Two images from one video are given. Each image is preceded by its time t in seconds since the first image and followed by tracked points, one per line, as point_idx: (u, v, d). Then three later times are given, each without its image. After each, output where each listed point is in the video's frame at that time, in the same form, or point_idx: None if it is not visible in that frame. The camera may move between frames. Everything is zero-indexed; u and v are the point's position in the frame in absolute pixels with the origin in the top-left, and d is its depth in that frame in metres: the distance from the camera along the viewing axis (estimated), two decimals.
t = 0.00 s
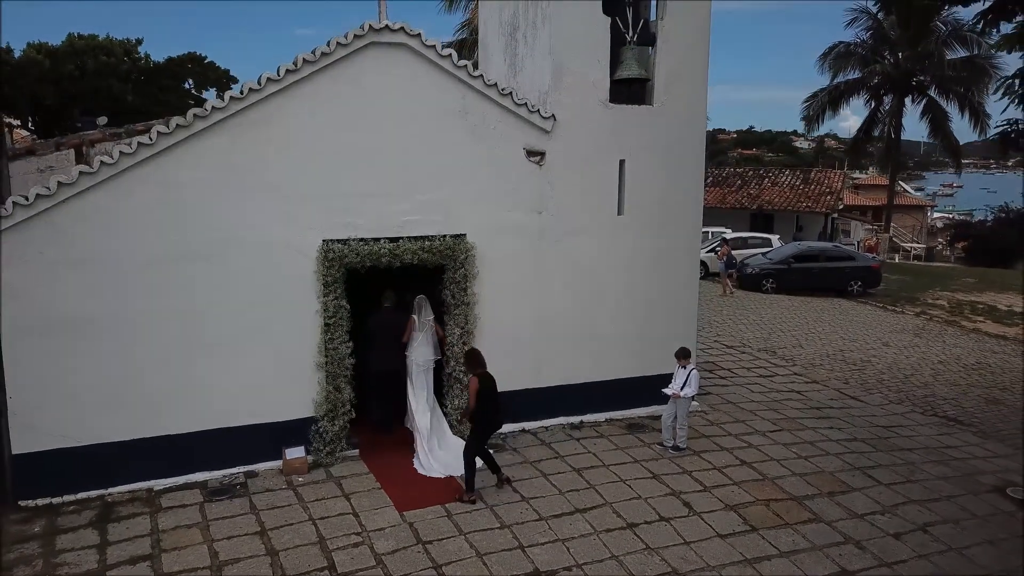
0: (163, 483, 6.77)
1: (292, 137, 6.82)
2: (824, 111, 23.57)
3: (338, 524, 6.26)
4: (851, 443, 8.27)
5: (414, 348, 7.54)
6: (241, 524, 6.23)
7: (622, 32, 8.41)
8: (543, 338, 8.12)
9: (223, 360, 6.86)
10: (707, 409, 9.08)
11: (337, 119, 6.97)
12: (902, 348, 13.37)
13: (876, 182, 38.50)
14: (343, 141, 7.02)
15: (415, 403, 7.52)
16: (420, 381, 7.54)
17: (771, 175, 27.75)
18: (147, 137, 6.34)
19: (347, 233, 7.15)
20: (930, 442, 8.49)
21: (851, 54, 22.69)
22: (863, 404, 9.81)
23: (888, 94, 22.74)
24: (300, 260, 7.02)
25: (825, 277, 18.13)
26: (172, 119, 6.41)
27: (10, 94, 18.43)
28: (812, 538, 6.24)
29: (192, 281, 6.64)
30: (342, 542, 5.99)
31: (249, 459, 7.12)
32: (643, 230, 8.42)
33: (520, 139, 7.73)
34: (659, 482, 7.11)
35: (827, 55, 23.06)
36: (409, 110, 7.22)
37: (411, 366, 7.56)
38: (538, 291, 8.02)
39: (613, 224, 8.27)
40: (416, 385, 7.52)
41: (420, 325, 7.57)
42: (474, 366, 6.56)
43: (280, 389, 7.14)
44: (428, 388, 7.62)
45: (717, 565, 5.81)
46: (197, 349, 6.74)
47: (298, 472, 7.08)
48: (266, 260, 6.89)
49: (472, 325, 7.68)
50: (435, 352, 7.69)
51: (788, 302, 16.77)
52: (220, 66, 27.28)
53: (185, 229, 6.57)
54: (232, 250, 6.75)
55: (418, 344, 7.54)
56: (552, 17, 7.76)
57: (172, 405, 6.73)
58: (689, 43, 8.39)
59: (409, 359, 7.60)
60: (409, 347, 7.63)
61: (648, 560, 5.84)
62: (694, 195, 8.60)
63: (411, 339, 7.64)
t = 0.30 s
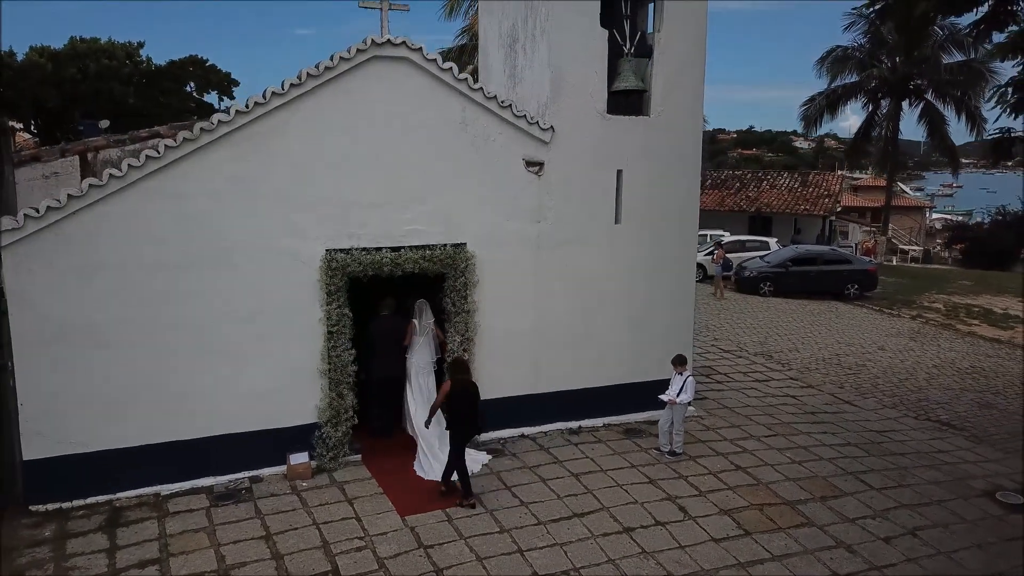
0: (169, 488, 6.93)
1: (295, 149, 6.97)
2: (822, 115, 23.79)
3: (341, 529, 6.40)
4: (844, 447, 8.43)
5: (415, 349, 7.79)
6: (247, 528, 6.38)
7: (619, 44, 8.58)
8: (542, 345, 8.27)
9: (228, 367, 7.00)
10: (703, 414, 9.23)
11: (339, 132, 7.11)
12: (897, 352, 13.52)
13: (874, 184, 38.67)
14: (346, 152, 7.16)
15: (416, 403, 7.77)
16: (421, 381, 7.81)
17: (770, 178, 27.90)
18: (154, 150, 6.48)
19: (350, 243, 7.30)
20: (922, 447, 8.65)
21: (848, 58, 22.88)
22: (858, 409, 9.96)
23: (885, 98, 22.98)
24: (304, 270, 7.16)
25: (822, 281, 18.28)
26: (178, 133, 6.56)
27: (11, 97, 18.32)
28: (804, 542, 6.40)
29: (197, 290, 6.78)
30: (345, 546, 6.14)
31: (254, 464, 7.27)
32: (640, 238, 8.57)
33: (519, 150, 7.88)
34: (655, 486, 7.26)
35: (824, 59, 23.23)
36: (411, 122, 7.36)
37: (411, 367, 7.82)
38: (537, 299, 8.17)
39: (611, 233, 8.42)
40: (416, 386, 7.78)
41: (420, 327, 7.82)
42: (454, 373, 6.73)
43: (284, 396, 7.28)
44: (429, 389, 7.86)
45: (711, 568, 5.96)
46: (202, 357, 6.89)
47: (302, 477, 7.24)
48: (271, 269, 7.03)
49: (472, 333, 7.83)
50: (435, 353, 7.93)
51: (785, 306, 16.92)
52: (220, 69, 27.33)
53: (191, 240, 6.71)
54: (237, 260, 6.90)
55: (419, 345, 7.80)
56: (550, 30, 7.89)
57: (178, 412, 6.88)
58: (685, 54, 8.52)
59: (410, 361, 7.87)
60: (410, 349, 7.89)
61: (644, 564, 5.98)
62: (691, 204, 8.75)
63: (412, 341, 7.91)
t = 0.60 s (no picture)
0: (176, 494, 7.08)
1: (298, 163, 7.12)
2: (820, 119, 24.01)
3: (344, 536, 6.55)
4: (837, 454, 8.58)
5: (415, 358, 8.08)
6: (252, 535, 6.53)
7: (616, 58, 8.82)
8: (541, 353, 8.42)
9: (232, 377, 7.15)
10: (700, 421, 9.38)
11: (341, 146, 7.26)
12: (892, 356, 13.67)
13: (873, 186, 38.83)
14: (348, 166, 7.31)
15: (416, 410, 8.06)
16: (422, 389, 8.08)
17: (768, 181, 28.06)
18: (161, 165, 6.63)
19: (352, 255, 7.46)
20: (914, 453, 8.79)
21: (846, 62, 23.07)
22: (852, 415, 10.11)
23: (883, 102, 23.22)
24: (307, 281, 7.31)
25: (818, 285, 18.44)
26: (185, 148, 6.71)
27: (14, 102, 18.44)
28: (796, 548, 6.55)
29: (202, 302, 6.93)
30: (348, 552, 6.29)
31: (258, 472, 7.42)
32: (637, 248, 8.72)
33: (518, 162, 8.03)
34: (651, 493, 7.41)
35: (823, 64, 23.33)
36: (412, 136, 7.51)
37: (411, 376, 8.10)
38: (535, 308, 8.32)
39: (608, 243, 8.57)
40: (416, 393, 8.06)
41: (420, 336, 8.10)
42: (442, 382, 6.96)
43: (288, 405, 7.44)
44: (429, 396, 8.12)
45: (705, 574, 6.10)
46: (207, 367, 7.03)
47: (305, 484, 7.38)
48: (274, 281, 7.18)
49: (471, 342, 7.98)
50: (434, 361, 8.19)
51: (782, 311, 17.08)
52: (221, 73, 27.40)
53: (197, 252, 6.85)
54: (241, 272, 7.04)
55: (418, 353, 8.09)
56: (549, 45, 8.03)
57: (185, 421, 7.03)
58: (682, 67, 8.66)
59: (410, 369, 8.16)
60: (410, 358, 8.17)
61: (640, 570, 6.13)
62: (687, 214, 8.89)
63: (412, 350, 8.18)
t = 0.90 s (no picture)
0: (182, 498, 7.24)
1: (302, 173, 7.27)
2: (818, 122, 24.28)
3: (347, 538, 6.71)
4: (831, 457, 8.74)
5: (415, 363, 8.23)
6: (258, 538, 6.69)
7: (613, 69, 8.86)
8: (540, 359, 8.58)
9: (237, 383, 7.31)
10: (696, 425, 9.54)
11: (344, 157, 7.41)
12: (888, 360, 13.83)
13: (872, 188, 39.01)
14: (351, 177, 7.47)
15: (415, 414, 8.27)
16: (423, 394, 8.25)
17: (766, 183, 28.23)
18: (168, 177, 6.79)
19: (355, 263, 7.62)
20: (907, 456, 8.94)
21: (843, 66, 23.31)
22: (846, 419, 10.27)
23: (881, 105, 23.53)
24: (310, 289, 7.47)
25: (815, 288, 18.62)
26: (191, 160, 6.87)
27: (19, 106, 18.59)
28: (788, 551, 6.70)
29: (208, 310, 7.09)
30: (351, 555, 6.45)
31: (263, 476, 7.58)
32: (635, 256, 8.88)
33: (517, 171, 8.19)
34: (648, 496, 7.57)
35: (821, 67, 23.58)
36: (413, 147, 7.67)
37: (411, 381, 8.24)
38: (534, 314, 8.48)
39: (606, 250, 8.73)
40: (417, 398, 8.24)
41: (420, 342, 8.28)
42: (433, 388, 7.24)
43: (292, 410, 7.60)
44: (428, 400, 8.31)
45: None
46: (213, 373, 7.19)
47: (309, 488, 7.54)
48: (278, 289, 7.34)
49: (472, 348, 8.13)
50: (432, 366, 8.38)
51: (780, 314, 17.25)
52: (223, 76, 27.54)
53: (202, 261, 7.01)
54: (246, 280, 7.20)
55: (420, 358, 8.26)
56: (547, 57, 8.18)
57: (192, 426, 7.19)
58: (678, 77, 8.83)
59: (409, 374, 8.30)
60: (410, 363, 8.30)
61: (637, 572, 6.28)
62: (683, 221, 9.06)
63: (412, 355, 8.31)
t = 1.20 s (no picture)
0: (191, 502, 7.40)
1: (307, 185, 7.44)
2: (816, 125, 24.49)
3: (353, 542, 6.87)
4: (826, 461, 8.90)
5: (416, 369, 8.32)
6: (265, 541, 6.85)
7: (613, 81, 9.03)
8: (540, 365, 8.74)
9: (244, 389, 7.47)
10: (694, 429, 9.70)
11: (349, 169, 7.58)
12: (885, 364, 14.00)
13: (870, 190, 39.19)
14: (356, 188, 7.63)
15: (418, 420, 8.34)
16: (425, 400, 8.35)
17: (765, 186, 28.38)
18: (178, 189, 6.95)
19: (359, 272, 7.78)
20: (900, 460, 9.11)
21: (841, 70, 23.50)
22: (841, 423, 10.43)
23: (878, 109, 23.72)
24: (315, 298, 7.63)
25: (813, 291, 18.79)
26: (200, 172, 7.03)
27: (23, 111, 18.75)
28: (784, 554, 6.87)
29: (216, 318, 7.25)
30: (357, 559, 6.61)
31: (269, 480, 7.74)
32: (633, 263, 9.04)
33: (518, 182, 8.35)
34: (646, 500, 7.73)
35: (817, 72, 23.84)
36: (416, 158, 7.84)
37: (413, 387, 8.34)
38: (535, 322, 8.64)
39: (605, 258, 8.90)
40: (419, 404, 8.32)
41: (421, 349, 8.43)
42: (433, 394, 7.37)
43: (298, 415, 7.76)
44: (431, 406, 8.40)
45: None
46: (221, 380, 7.36)
47: (315, 492, 7.71)
48: (284, 298, 7.50)
49: (473, 355, 8.30)
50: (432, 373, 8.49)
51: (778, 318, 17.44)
52: (225, 80, 27.69)
53: (211, 271, 7.18)
54: (254, 289, 7.37)
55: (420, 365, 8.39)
56: (547, 69, 8.35)
57: (200, 433, 7.35)
58: (676, 89, 9.00)
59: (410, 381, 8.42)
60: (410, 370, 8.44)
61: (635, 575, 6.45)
62: (681, 230, 9.22)
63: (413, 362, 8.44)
